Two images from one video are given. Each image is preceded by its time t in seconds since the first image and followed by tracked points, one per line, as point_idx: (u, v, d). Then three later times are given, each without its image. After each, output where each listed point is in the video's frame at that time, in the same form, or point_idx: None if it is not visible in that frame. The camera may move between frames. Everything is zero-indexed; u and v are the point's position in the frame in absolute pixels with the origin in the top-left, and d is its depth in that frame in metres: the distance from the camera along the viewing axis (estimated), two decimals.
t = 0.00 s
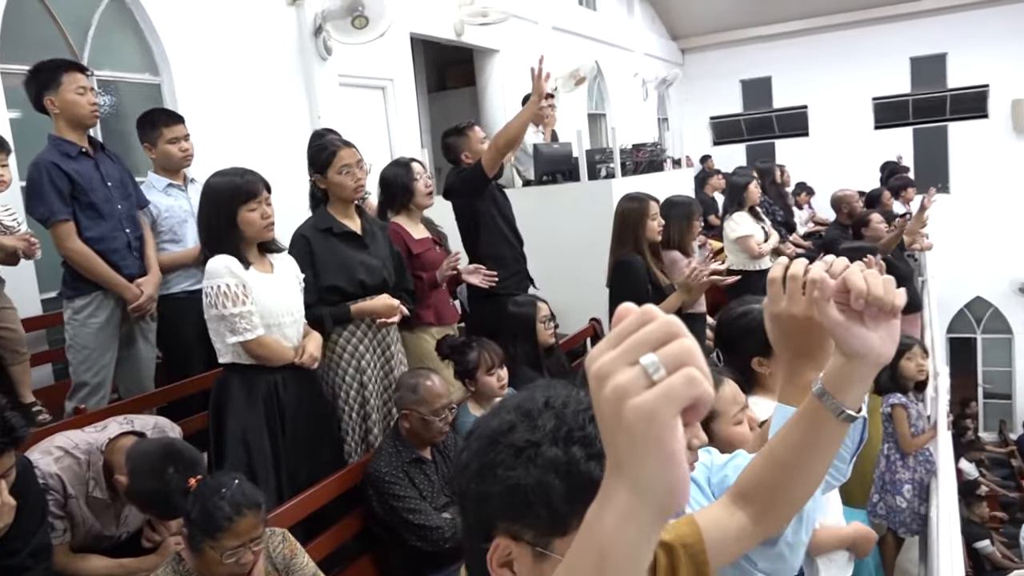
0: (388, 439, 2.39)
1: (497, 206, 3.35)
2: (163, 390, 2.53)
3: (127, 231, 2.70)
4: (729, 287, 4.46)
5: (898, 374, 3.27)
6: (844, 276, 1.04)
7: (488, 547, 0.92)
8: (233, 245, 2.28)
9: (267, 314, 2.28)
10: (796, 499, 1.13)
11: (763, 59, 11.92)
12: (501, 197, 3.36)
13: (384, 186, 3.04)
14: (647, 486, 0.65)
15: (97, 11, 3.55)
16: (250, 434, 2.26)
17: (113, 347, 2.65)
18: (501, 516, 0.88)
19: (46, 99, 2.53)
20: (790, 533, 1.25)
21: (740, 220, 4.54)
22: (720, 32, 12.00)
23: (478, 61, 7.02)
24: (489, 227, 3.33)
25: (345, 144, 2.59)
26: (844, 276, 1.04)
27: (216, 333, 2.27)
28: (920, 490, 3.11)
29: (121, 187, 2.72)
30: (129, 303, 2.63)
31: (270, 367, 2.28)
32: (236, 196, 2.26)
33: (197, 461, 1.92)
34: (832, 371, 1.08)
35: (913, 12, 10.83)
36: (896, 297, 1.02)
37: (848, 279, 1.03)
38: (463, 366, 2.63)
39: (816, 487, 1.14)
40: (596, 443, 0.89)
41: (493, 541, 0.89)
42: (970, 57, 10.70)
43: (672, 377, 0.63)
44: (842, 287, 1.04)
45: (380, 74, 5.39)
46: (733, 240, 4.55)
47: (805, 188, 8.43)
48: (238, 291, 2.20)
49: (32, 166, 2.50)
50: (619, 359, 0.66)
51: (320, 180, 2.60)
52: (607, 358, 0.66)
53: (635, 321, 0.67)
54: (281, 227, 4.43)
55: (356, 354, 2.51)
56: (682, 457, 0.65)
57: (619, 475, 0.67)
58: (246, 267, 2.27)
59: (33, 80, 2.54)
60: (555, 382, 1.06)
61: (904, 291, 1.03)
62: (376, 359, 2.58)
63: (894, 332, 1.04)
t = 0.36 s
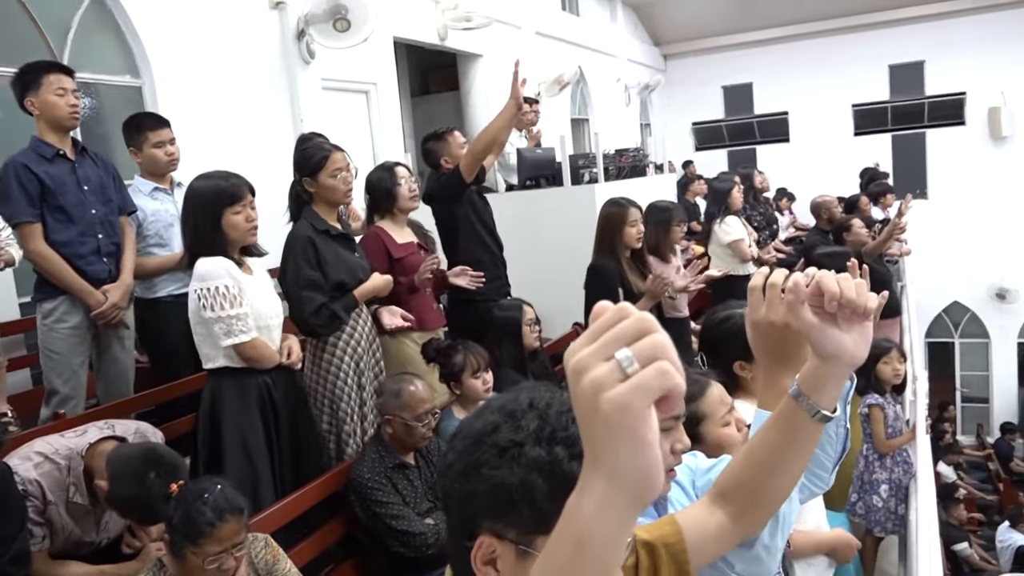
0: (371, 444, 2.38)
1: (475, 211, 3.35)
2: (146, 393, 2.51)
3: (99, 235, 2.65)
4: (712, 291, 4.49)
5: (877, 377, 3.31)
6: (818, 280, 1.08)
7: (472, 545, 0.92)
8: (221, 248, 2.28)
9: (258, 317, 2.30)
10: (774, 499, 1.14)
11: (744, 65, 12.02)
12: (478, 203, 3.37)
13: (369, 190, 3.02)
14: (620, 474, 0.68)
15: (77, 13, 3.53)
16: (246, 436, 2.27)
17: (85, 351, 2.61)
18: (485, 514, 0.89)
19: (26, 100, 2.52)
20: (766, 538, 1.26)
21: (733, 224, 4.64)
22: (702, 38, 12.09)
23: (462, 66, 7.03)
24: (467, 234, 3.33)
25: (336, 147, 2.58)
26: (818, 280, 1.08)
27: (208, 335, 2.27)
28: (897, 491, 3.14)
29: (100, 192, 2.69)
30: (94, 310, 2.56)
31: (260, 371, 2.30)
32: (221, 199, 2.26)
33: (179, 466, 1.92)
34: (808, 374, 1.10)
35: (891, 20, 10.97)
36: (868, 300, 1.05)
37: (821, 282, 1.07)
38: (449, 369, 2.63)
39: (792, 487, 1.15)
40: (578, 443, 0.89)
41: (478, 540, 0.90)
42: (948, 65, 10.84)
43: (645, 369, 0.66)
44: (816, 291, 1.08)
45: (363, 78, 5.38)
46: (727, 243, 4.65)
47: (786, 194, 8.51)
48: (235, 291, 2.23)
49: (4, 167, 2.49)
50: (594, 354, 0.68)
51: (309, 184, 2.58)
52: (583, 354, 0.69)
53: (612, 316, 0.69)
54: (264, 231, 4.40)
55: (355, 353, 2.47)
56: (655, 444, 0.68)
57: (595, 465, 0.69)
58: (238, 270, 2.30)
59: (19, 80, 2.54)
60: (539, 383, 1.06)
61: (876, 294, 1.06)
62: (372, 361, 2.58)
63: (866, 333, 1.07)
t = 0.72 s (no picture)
0: (366, 452, 2.37)
1: (470, 219, 3.36)
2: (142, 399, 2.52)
3: (89, 241, 2.65)
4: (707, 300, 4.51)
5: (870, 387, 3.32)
6: (807, 290, 1.10)
7: (460, 557, 0.93)
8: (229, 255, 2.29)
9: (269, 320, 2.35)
10: (767, 512, 1.14)
11: (740, 76, 12.07)
12: (474, 211, 3.38)
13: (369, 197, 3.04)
14: (595, 491, 0.69)
15: (77, 19, 3.55)
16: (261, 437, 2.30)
17: (77, 357, 2.61)
18: (473, 528, 0.90)
19: (24, 104, 2.53)
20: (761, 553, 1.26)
21: (737, 232, 4.70)
22: (698, 49, 12.14)
23: (459, 74, 7.06)
24: (461, 242, 3.35)
25: (339, 155, 2.59)
26: (807, 290, 1.10)
27: (222, 338, 2.27)
28: (895, 501, 3.16)
29: (93, 198, 2.70)
30: (81, 315, 2.55)
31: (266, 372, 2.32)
32: (235, 208, 2.28)
33: (177, 470, 1.92)
34: (799, 386, 1.11)
35: (886, 32, 11.05)
36: (859, 310, 1.07)
37: (812, 293, 1.09)
38: (451, 373, 2.63)
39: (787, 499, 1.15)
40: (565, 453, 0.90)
41: (465, 553, 0.91)
42: (942, 77, 10.92)
43: (620, 384, 0.68)
44: (805, 301, 1.10)
45: (361, 85, 5.40)
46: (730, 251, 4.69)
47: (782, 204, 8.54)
48: (252, 294, 2.26)
49: None
50: (571, 368, 0.70)
51: (312, 191, 2.59)
52: (560, 366, 0.71)
53: (590, 330, 0.72)
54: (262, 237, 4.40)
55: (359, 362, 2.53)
56: (631, 459, 0.69)
57: (573, 480, 0.70)
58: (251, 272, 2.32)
59: (18, 85, 2.55)
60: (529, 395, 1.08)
61: (867, 304, 1.08)
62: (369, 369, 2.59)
63: (857, 345, 1.09)
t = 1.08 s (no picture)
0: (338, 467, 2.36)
1: (447, 234, 3.39)
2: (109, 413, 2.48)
3: (57, 252, 2.62)
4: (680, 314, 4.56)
5: (839, 400, 3.38)
6: (782, 311, 1.13)
7: None
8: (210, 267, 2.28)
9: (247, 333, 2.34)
10: (740, 532, 1.15)
11: (712, 94, 12.23)
12: (451, 226, 3.41)
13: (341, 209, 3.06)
14: (553, 531, 0.71)
15: (49, 28, 3.52)
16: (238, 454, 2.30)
17: (42, 371, 2.57)
18: (435, 551, 0.90)
19: None
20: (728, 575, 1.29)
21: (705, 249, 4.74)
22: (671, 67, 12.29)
23: (435, 89, 7.09)
24: (436, 255, 3.37)
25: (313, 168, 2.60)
26: (782, 311, 1.13)
27: (200, 352, 2.25)
28: (862, 512, 3.22)
29: (60, 209, 2.67)
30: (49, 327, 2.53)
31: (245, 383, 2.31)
32: (213, 220, 2.27)
33: (147, 485, 1.88)
34: (771, 407, 1.13)
35: (855, 53, 11.26)
36: (832, 332, 1.10)
37: (786, 314, 1.11)
38: (428, 385, 2.63)
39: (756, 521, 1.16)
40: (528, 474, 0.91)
41: None
42: (908, 98, 11.16)
43: (579, 422, 0.70)
44: (780, 322, 1.12)
45: (337, 99, 5.40)
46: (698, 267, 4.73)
47: (753, 220, 8.66)
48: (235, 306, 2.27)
49: None
50: (529, 403, 0.72)
51: (284, 204, 2.59)
52: (519, 402, 0.73)
53: (553, 360, 0.73)
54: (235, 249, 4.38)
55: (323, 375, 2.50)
56: (589, 499, 0.71)
57: (530, 520, 0.72)
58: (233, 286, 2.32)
59: None
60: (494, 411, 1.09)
61: (839, 326, 1.11)
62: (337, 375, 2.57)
63: (830, 366, 1.12)
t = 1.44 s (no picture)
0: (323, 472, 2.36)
1: (436, 239, 3.38)
2: (85, 423, 2.46)
3: (36, 258, 2.60)
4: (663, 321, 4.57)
5: (823, 406, 3.40)
6: (758, 318, 1.18)
7: None
8: (184, 273, 2.25)
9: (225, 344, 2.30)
10: (715, 541, 1.14)
11: (695, 102, 12.30)
12: (440, 231, 3.40)
13: (324, 216, 3.04)
14: (536, 565, 0.71)
15: (29, 34, 3.50)
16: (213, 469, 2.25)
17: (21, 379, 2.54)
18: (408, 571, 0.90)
19: None
20: None
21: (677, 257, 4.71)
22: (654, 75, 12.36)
23: (419, 95, 7.10)
24: (427, 260, 3.35)
25: (294, 174, 2.60)
26: (758, 319, 1.18)
27: (176, 368, 2.23)
28: (844, 517, 3.23)
29: (36, 216, 2.65)
30: (31, 334, 2.51)
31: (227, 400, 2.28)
32: (192, 225, 2.26)
33: (127, 494, 1.87)
34: (747, 414, 1.16)
35: (835, 63, 11.38)
36: (807, 338, 1.16)
37: (762, 321, 1.17)
38: (409, 395, 2.63)
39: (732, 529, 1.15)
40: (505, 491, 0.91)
41: None
42: (888, 106, 11.28)
43: (566, 450, 0.71)
44: (755, 329, 1.18)
45: (320, 106, 5.39)
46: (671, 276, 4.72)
47: (736, 227, 8.72)
48: (208, 319, 2.22)
49: None
50: (512, 430, 0.74)
51: (264, 210, 2.58)
52: (501, 429, 0.74)
53: (534, 386, 0.75)
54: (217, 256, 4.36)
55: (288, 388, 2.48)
56: (578, 532, 0.71)
57: (514, 553, 0.72)
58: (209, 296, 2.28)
59: None
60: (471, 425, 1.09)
61: (814, 332, 1.18)
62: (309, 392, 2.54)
63: (806, 374, 1.17)
